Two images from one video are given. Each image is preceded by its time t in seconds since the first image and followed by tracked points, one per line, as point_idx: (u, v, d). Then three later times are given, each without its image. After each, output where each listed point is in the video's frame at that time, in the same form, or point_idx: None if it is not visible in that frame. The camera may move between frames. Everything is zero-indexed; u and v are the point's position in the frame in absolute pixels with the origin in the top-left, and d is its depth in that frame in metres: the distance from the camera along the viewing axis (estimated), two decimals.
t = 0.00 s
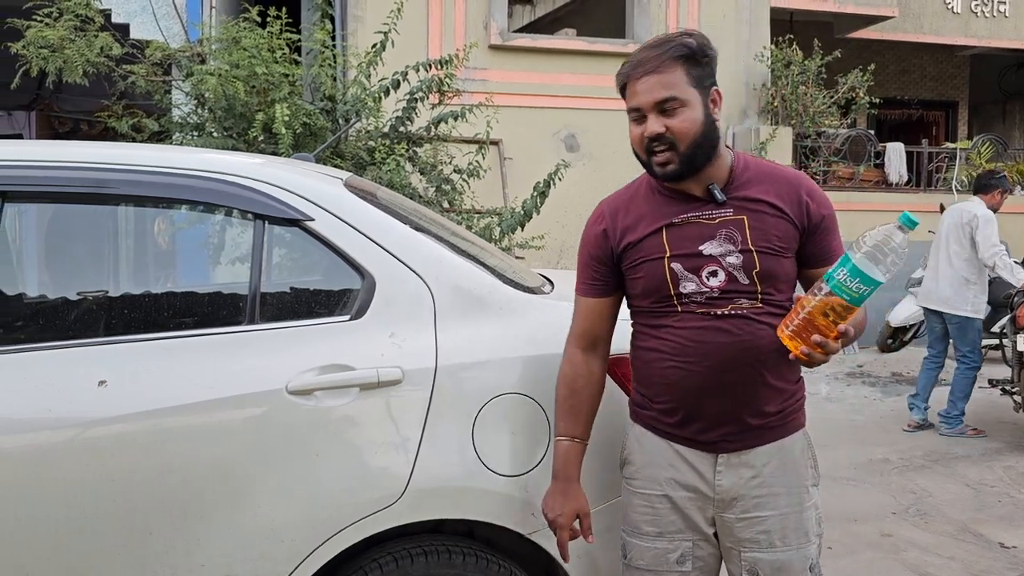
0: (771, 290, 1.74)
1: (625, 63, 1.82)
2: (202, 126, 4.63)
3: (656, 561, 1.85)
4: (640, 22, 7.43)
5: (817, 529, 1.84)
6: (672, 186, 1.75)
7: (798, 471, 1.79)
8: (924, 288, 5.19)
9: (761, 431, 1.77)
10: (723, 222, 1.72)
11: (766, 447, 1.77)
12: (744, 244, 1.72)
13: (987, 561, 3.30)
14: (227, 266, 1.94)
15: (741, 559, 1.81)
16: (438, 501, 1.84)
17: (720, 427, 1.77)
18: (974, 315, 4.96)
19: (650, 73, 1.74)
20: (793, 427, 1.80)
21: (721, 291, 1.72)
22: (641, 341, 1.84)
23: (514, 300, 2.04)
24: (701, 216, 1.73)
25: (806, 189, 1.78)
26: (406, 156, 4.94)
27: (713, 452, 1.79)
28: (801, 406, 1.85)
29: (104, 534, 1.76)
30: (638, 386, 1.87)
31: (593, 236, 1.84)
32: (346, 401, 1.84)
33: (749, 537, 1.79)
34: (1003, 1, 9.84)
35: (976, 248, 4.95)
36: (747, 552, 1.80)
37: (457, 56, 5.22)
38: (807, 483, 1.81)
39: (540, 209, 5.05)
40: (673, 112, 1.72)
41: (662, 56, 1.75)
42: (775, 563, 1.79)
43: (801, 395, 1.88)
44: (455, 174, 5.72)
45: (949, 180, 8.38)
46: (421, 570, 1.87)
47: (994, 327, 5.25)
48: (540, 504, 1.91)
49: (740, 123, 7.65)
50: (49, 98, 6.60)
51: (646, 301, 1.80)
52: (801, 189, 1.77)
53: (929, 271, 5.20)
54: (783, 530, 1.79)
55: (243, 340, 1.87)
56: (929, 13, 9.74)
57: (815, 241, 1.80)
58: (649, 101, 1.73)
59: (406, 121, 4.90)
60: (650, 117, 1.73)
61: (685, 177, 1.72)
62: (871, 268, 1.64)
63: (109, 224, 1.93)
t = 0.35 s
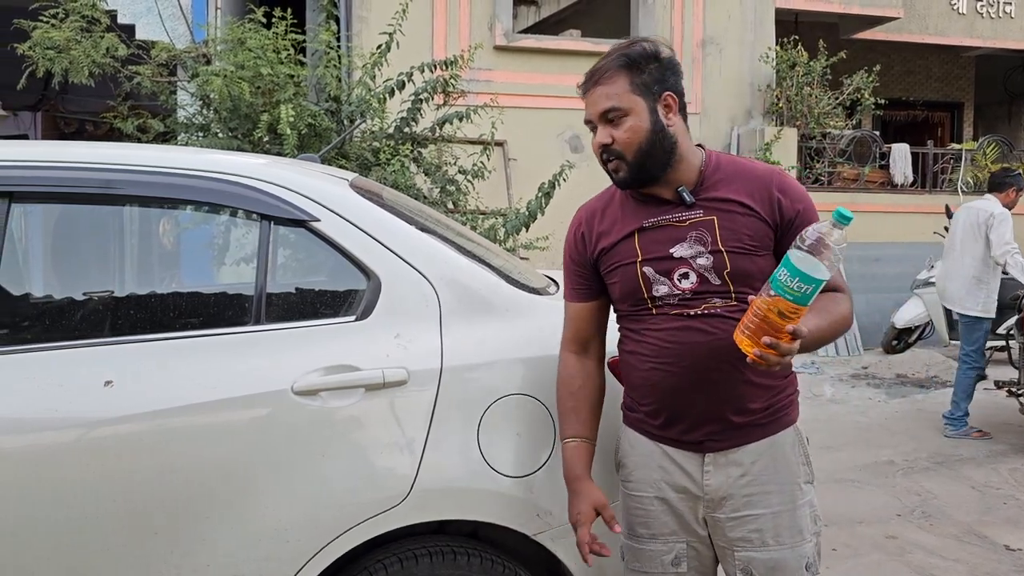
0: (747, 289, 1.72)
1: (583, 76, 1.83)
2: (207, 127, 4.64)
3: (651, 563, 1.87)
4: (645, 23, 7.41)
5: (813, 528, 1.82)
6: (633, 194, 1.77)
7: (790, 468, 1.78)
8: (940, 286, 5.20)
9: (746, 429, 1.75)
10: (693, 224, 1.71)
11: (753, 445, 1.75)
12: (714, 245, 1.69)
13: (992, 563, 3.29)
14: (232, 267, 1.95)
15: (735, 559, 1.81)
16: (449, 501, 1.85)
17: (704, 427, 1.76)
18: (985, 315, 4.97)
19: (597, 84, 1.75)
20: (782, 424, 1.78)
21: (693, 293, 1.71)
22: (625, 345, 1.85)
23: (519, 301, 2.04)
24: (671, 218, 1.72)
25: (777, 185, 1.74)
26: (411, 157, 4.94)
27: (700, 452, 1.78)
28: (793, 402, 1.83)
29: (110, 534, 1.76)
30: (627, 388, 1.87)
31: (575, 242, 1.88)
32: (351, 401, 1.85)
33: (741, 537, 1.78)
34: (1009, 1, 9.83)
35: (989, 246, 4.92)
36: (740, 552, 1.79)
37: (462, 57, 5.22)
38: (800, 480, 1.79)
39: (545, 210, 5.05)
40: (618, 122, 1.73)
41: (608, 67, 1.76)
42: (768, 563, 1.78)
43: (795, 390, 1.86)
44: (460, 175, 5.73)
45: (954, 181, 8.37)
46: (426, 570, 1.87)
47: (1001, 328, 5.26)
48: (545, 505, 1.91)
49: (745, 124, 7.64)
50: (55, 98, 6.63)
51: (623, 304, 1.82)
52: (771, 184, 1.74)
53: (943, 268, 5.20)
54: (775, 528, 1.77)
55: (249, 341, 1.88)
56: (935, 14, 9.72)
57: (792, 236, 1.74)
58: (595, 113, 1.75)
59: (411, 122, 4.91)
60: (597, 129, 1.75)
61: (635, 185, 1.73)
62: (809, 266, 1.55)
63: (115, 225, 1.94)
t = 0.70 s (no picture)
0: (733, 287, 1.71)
1: (567, 78, 1.83)
2: (211, 127, 4.65)
3: (647, 567, 1.86)
4: (648, 24, 7.38)
5: (809, 527, 1.81)
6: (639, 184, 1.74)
7: (784, 467, 1.77)
8: (955, 288, 5.20)
9: (739, 428, 1.75)
10: (677, 223, 1.71)
11: (746, 443, 1.75)
12: (698, 243, 1.69)
13: (996, 565, 3.29)
14: (236, 267, 1.95)
15: (732, 559, 1.81)
16: (451, 503, 1.84)
17: (696, 426, 1.76)
18: (997, 317, 4.95)
19: (605, 75, 1.76)
20: (774, 421, 1.77)
21: (680, 291, 1.71)
22: (615, 346, 1.84)
23: (522, 302, 2.04)
24: (655, 219, 1.73)
25: (757, 181, 1.74)
26: (414, 158, 4.95)
27: (693, 452, 1.78)
28: (786, 400, 1.82)
29: (112, 535, 1.76)
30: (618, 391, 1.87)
31: (559, 246, 1.88)
32: (355, 402, 1.84)
33: (736, 536, 1.78)
34: (1014, 2, 9.81)
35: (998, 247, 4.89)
36: (736, 552, 1.79)
37: (465, 57, 5.22)
38: (794, 478, 1.79)
39: (548, 211, 5.05)
40: (637, 109, 1.74)
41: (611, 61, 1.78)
42: (764, 562, 1.78)
43: (788, 387, 1.85)
44: (463, 176, 5.72)
45: (958, 182, 8.36)
46: (428, 571, 1.87)
47: (1015, 325, 5.25)
48: (549, 506, 1.91)
49: (748, 125, 7.64)
50: (59, 99, 6.65)
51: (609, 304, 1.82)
52: (758, 178, 1.75)
53: (957, 269, 5.20)
54: (771, 528, 1.77)
55: (253, 341, 1.88)
56: (939, 14, 9.69)
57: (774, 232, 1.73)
58: (611, 102, 1.74)
59: (414, 123, 4.91)
60: (618, 116, 1.73)
61: (658, 170, 1.72)
62: (766, 265, 1.52)
63: (119, 226, 1.94)
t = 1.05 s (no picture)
0: (733, 285, 1.72)
1: (565, 77, 1.83)
2: (214, 128, 4.65)
3: (649, 568, 1.86)
4: (651, 24, 7.37)
5: (811, 524, 1.81)
6: (637, 184, 1.74)
7: (783, 464, 1.77)
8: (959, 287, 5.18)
9: (738, 424, 1.74)
10: (676, 222, 1.71)
11: (745, 439, 1.75)
12: (698, 241, 1.70)
13: (1000, 567, 3.28)
14: (240, 268, 1.94)
15: (735, 557, 1.80)
16: (455, 503, 1.84)
17: (696, 424, 1.75)
18: (999, 318, 4.95)
19: (605, 73, 1.76)
20: (772, 418, 1.77)
21: (680, 290, 1.70)
22: (614, 347, 1.84)
23: (524, 302, 2.04)
24: (654, 219, 1.73)
25: (754, 180, 1.75)
26: (418, 158, 4.95)
27: (693, 450, 1.77)
28: (783, 397, 1.82)
29: (115, 536, 1.76)
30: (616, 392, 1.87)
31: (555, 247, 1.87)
32: (357, 402, 1.84)
33: (737, 534, 1.78)
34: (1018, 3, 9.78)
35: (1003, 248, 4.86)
36: (739, 550, 1.79)
37: (468, 58, 5.22)
38: (794, 474, 1.78)
39: (552, 212, 5.05)
40: (635, 108, 1.74)
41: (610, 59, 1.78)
42: (766, 560, 1.77)
43: (784, 384, 1.85)
44: (466, 176, 5.72)
45: (962, 182, 8.33)
46: (431, 572, 1.87)
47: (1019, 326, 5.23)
48: (551, 507, 1.90)
49: (752, 125, 7.63)
50: (63, 99, 6.66)
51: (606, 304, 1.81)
52: (753, 178, 1.76)
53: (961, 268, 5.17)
54: (773, 525, 1.76)
55: (255, 341, 1.88)
56: (943, 15, 9.68)
57: (773, 229, 1.74)
58: (610, 99, 1.74)
59: (418, 123, 4.91)
60: (615, 114, 1.73)
61: (655, 170, 1.72)
62: (766, 288, 1.51)
63: (123, 226, 1.94)
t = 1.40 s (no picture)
0: (742, 282, 1.73)
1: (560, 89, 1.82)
2: (219, 127, 4.66)
3: (660, 568, 1.86)
4: (656, 24, 7.38)
5: (821, 520, 1.81)
6: (638, 197, 1.76)
7: (794, 461, 1.77)
8: (965, 287, 5.16)
9: (749, 421, 1.75)
10: (687, 221, 1.72)
11: (758, 436, 1.75)
12: (709, 239, 1.71)
13: (1006, 567, 3.27)
14: (245, 267, 1.95)
15: (747, 555, 1.80)
16: (461, 502, 1.85)
17: (709, 422, 1.75)
18: (1005, 319, 4.92)
19: (577, 99, 1.75)
20: (783, 414, 1.78)
21: (691, 288, 1.71)
22: (622, 346, 1.83)
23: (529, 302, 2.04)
24: (664, 218, 1.73)
25: (761, 178, 1.78)
26: (422, 158, 4.95)
27: (706, 448, 1.77)
28: (792, 394, 1.83)
29: (121, 535, 1.77)
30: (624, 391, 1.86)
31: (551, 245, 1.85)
32: (362, 402, 1.84)
33: (750, 531, 1.78)
34: None
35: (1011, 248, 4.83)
36: (752, 547, 1.79)
37: (473, 57, 5.21)
38: (806, 470, 1.79)
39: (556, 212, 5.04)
40: (605, 133, 1.72)
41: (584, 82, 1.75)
42: (779, 556, 1.77)
43: (792, 381, 1.86)
44: (471, 176, 5.72)
45: (967, 182, 8.31)
46: (437, 571, 1.87)
47: None
48: (556, 507, 1.90)
49: (756, 125, 7.62)
50: (68, 99, 6.68)
51: (614, 301, 1.81)
52: (760, 176, 1.78)
53: (967, 269, 5.16)
54: (785, 521, 1.77)
55: (262, 340, 1.88)
56: (948, 14, 9.65)
57: (781, 229, 1.78)
58: (581, 127, 1.74)
59: (422, 123, 4.91)
60: (586, 143, 1.74)
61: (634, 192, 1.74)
62: (808, 287, 1.56)
63: (128, 225, 1.95)
